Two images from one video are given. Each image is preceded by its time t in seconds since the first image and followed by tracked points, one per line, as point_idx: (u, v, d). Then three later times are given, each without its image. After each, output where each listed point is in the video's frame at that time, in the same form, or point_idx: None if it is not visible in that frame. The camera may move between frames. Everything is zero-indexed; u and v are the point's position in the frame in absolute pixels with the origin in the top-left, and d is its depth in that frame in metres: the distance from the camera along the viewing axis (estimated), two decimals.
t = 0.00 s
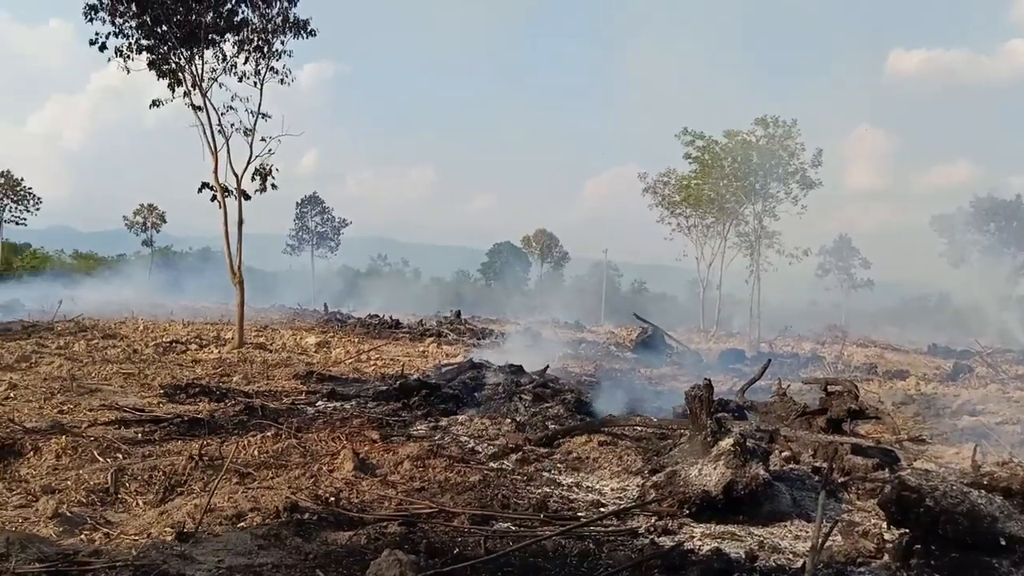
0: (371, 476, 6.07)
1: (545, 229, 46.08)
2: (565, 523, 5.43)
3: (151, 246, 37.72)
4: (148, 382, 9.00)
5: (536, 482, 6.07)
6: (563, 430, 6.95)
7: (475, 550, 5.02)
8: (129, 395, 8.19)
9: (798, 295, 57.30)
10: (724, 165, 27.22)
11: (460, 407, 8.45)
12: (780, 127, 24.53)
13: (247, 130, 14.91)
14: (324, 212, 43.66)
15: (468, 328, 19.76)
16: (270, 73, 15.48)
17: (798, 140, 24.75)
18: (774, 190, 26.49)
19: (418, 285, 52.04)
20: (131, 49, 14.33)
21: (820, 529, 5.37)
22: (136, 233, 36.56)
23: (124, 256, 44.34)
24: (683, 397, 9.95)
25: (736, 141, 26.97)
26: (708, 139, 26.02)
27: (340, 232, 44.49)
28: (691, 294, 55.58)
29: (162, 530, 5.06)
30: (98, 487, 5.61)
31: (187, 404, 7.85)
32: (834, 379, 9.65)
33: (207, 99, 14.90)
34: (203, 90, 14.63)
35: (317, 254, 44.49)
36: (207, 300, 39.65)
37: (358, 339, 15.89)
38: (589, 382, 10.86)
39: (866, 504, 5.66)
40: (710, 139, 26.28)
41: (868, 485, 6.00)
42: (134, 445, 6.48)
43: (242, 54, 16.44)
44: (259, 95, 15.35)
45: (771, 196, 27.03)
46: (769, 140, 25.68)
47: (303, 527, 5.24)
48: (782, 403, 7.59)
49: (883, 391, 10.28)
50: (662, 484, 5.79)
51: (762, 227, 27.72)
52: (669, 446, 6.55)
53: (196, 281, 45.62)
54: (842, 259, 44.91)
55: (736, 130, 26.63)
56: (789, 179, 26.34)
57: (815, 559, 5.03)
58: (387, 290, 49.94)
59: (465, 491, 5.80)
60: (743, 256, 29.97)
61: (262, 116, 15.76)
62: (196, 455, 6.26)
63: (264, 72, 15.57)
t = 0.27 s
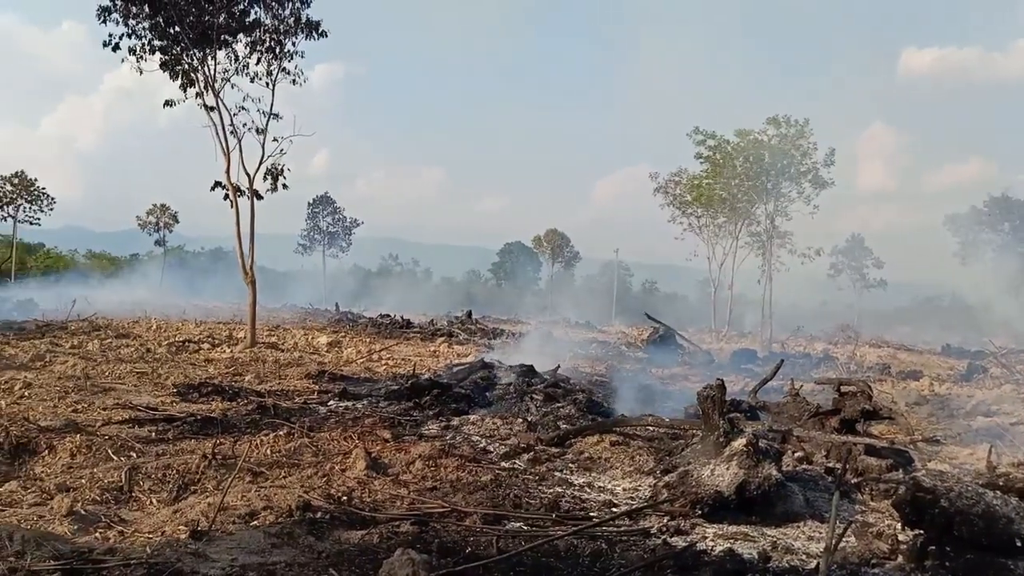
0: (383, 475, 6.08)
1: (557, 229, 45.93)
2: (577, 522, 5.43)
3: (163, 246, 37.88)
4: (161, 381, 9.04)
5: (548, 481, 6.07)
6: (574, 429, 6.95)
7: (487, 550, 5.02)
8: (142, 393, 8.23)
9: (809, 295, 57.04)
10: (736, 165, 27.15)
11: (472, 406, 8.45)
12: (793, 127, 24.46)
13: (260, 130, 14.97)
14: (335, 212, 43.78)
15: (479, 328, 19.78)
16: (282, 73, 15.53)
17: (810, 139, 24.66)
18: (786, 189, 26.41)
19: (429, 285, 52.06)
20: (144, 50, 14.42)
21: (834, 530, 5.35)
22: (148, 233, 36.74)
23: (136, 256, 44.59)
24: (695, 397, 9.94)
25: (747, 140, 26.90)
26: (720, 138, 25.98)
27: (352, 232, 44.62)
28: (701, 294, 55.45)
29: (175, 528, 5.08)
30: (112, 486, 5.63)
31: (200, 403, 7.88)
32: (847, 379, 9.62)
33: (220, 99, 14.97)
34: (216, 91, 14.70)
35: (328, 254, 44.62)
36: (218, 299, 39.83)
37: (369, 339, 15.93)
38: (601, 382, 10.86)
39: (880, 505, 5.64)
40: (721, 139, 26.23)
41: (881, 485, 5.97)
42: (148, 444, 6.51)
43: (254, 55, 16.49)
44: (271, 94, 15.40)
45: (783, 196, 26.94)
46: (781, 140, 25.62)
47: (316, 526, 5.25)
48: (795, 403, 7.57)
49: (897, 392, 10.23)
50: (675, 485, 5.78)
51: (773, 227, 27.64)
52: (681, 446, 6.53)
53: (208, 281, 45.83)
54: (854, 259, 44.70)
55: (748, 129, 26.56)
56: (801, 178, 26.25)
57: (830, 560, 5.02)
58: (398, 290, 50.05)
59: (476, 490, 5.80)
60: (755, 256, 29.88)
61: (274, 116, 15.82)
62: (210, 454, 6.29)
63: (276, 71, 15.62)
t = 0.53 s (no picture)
0: (390, 475, 6.08)
1: (564, 229, 45.82)
2: (585, 522, 5.43)
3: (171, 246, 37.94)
4: (169, 380, 9.06)
5: (555, 481, 6.07)
6: (581, 429, 6.94)
7: (494, 549, 5.03)
8: (150, 393, 8.25)
9: (815, 294, 56.87)
10: (743, 164, 27.10)
11: (478, 406, 8.46)
12: (800, 126, 24.40)
13: (266, 129, 15.00)
14: (343, 212, 43.81)
15: (486, 327, 19.77)
16: (289, 72, 15.55)
17: (818, 138, 24.59)
18: (793, 188, 26.35)
19: (435, 285, 52.05)
20: (152, 50, 14.47)
21: (842, 530, 5.33)
22: (155, 232, 36.83)
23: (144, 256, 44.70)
24: (702, 397, 9.92)
25: (754, 139, 26.86)
26: (727, 137, 25.94)
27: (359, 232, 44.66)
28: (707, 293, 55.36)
29: (184, 527, 5.09)
30: (121, 484, 5.64)
31: (207, 403, 7.89)
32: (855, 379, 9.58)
33: (227, 99, 15.01)
34: (223, 90, 14.74)
35: (335, 253, 44.67)
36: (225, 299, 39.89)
37: (376, 338, 15.93)
38: (608, 381, 10.84)
39: (889, 505, 5.62)
40: (728, 138, 26.15)
41: (890, 486, 5.96)
42: (155, 443, 6.52)
43: (261, 55, 16.54)
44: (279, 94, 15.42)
45: (790, 195, 26.87)
46: (789, 139, 25.56)
47: (324, 525, 5.26)
48: (803, 403, 7.54)
49: (905, 391, 10.20)
50: (682, 484, 5.77)
51: (781, 226, 27.58)
52: (688, 445, 6.53)
53: (214, 281, 45.92)
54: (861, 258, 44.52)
55: (755, 128, 26.50)
56: (809, 177, 26.19)
57: (839, 560, 5.00)
58: (405, 289, 50.09)
59: (484, 490, 5.80)
60: (762, 255, 29.81)
61: (281, 116, 15.85)
62: (218, 453, 6.31)
63: (283, 71, 15.65)
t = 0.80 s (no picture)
0: (393, 474, 6.08)
1: (567, 229, 45.71)
2: (587, 521, 5.43)
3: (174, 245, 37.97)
4: (172, 379, 9.07)
5: (558, 480, 6.07)
6: (584, 429, 6.93)
7: (497, 549, 5.03)
8: (153, 392, 8.25)
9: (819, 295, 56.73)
10: (746, 163, 27.06)
11: (481, 405, 8.46)
12: (803, 125, 24.37)
13: (269, 129, 15.00)
14: (345, 211, 43.83)
15: (488, 326, 19.76)
16: (292, 71, 15.55)
17: (821, 137, 24.54)
18: (796, 188, 26.32)
19: (438, 284, 52.01)
20: (155, 49, 14.50)
21: (845, 530, 5.33)
22: (158, 232, 36.86)
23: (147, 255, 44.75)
24: (705, 396, 9.90)
25: (757, 139, 26.82)
26: (730, 136, 25.90)
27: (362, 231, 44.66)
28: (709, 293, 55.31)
29: (187, 526, 5.09)
30: (124, 483, 5.65)
31: (210, 402, 7.89)
32: (859, 379, 9.56)
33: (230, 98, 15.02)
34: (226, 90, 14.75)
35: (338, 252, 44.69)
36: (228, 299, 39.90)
37: (379, 338, 15.92)
38: (611, 381, 10.83)
39: (892, 505, 5.61)
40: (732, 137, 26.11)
41: (893, 485, 5.95)
42: (159, 442, 6.53)
43: (264, 55, 16.55)
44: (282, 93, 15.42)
45: (794, 195, 26.82)
46: (792, 138, 25.53)
47: (326, 524, 5.26)
48: (806, 403, 7.52)
49: (909, 391, 10.18)
50: (685, 484, 5.76)
51: (784, 226, 27.55)
52: (691, 445, 6.52)
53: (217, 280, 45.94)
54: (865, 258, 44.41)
55: (758, 128, 26.45)
56: (812, 177, 26.16)
57: (842, 560, 5.00)
58: (407, 289, 50.08)
59: (486, 489, 5.80)
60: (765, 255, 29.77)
61: (284, 115, 15.85)
62: (220, 452, 6.31)
63: (286, 70, 15.65)
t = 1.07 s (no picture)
0: (391, 473, 6.08)
1: (566, 228, 45.62)
2: (585, 520, 5.43)
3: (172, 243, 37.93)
4: (170, 378, 9.07)
5: (556, 479, 6.07)
6: (581, 428, 6.94)
7: (495, 547, 5.04)
8: (151, 390, 8.25)
9: (817, 295, 56.82)
10: (744, 163, 27.09)
11: (479, 404, 8.46)
12: (801, 125, 24.40)
13: (267, 127, 14.98)
14: (343, 209, 43.82)
15: (486, 325, 19.78)
16: (290, 69, 15.52)
17: (819, 137, 24.59)
18: (795, 187, 26.36)
19: (436, 283, 51.96)
20: (154, 47, 14.48)
21: (843, 529, 5.34)
22: (157, 230, 36.84)
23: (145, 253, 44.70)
24: (703, 395, 9.91)
25: (755, 138, 26.86)
26: (728, 136, 25.92)
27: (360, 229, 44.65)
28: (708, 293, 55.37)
29: (184, 525, 5.09)
30: (121, 482, 5.64)
31: (208, 400, 7.88)
32: (856, 378, 9.58)
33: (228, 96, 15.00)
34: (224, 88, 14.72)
35: (336, 251, 44.66)
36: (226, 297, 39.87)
37: (377, 336, 15.90)
38: (609, 380, 10.85)
39: (889, 505, 5.63)
40: (730, 137, 26.14)
41: (891, 485, 5.96)
42: (156, 440, 6.53)
43: (262, 53, 16.53)
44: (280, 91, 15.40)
45: (792, 194, 26.86)
46: (790, 137, 25.57)
47: (324, 523, 5.26)
48: (803, 402, 7.53)
49: (906, 390, 10.21)
50: (683, 483, 5.76)
51: (782, 225, 27.61)
52: (689, 444, 6.52)
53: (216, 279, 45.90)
54: (862, 258, 44.48)
55: (757, 127, 26.48)
56: (811, 176, 26.20)
57: (839, 559, 5.02)
58: (406, 287, 50.07)
59: (484, 488, 5.81)
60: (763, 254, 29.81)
61: (282, 113, 15.82)
62: (218, 450, 6.30)
63: (284, 68, 15.63)
